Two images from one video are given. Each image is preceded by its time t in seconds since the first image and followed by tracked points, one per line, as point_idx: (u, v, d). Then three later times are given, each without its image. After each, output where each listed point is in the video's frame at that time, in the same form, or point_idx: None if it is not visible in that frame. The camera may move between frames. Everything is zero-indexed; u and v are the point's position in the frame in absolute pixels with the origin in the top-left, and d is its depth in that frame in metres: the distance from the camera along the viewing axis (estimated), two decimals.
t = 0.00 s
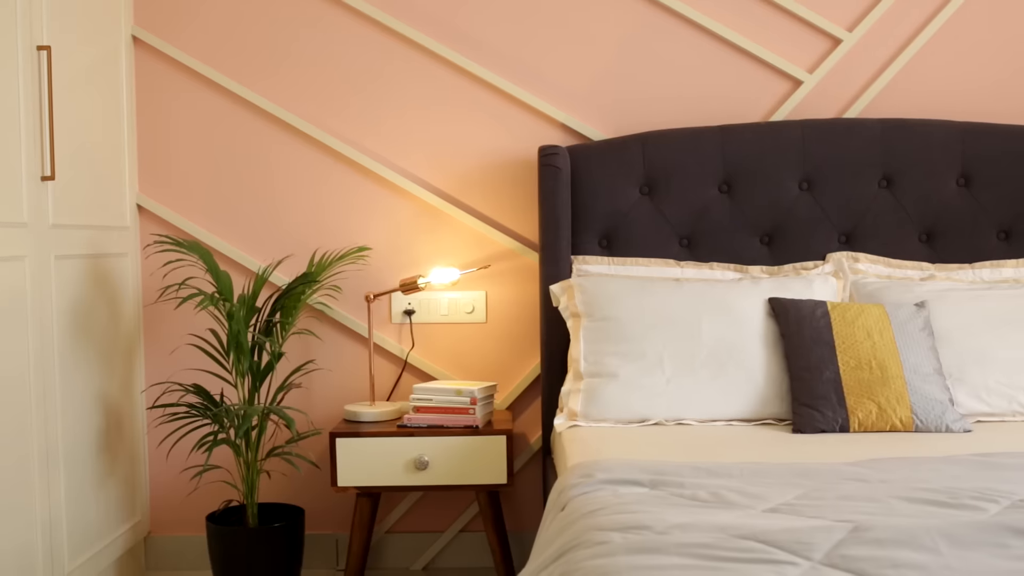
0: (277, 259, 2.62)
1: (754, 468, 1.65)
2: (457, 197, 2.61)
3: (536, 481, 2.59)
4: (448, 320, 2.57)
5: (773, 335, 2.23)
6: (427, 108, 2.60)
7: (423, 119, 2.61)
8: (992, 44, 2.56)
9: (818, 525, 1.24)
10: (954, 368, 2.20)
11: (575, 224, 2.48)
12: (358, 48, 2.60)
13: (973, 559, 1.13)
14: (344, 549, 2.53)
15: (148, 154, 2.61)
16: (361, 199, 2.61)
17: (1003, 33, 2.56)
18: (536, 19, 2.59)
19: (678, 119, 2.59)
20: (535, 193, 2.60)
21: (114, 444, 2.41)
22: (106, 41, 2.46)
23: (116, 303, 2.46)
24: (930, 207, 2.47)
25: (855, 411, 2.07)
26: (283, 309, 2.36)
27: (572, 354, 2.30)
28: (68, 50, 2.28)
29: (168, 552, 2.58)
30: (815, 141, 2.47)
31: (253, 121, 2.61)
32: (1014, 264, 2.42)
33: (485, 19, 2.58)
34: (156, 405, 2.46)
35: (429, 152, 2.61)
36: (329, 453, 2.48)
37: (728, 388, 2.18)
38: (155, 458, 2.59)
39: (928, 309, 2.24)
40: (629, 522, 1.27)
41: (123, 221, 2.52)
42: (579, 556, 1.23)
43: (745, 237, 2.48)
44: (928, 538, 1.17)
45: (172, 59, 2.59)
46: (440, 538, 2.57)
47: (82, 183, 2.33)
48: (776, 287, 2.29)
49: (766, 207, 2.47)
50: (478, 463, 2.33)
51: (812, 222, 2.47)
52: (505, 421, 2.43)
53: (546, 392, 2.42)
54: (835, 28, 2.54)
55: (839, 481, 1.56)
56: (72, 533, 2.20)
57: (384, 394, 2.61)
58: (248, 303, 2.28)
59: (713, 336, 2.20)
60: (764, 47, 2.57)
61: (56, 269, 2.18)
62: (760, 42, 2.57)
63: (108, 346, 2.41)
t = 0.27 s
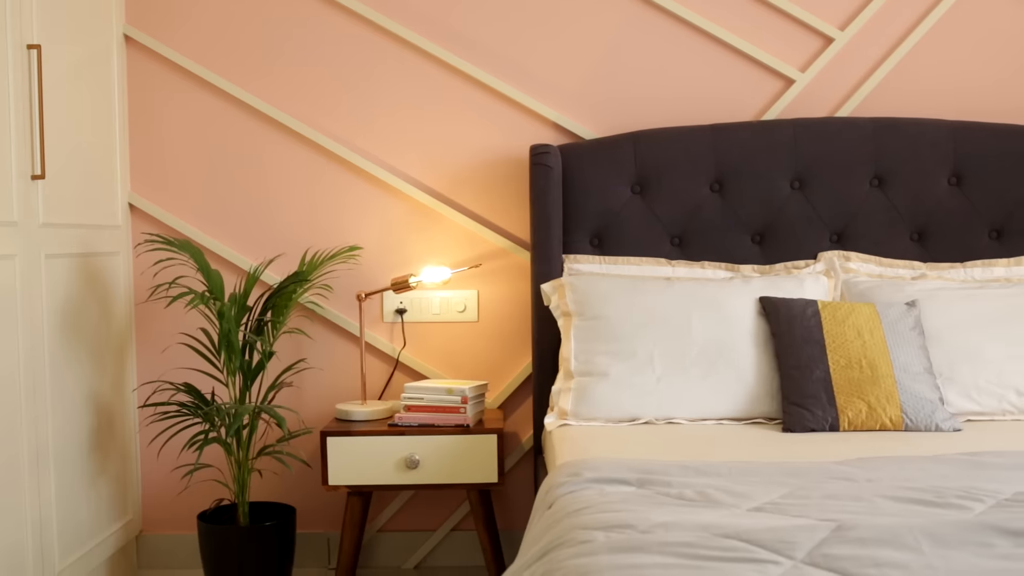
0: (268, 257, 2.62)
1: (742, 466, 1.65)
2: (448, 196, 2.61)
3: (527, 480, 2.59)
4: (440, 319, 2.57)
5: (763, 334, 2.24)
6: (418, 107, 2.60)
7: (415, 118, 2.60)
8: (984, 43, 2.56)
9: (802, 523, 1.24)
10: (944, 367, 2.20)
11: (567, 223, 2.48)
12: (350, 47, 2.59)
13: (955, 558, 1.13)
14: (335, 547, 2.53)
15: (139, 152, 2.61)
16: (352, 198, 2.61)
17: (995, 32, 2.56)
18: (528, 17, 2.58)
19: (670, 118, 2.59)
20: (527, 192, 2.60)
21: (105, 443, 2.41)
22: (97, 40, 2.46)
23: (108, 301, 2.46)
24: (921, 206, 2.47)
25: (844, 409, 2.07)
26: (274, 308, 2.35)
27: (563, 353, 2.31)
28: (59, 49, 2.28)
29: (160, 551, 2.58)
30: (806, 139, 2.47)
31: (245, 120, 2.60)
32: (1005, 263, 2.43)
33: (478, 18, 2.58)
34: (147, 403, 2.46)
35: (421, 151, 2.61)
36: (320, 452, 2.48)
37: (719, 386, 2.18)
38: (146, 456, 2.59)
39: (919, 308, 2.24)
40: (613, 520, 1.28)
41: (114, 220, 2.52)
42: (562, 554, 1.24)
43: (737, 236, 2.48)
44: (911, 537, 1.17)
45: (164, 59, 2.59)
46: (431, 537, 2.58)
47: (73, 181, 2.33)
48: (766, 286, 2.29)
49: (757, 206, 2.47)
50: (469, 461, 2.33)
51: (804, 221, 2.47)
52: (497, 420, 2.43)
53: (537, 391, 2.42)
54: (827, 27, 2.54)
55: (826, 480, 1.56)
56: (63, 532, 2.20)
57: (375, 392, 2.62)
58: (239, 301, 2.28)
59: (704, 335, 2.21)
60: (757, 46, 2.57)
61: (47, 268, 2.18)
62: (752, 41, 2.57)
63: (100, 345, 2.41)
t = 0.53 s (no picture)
0: (260, 256, 2.62)
1: (728, 466, 1.65)
2: (440, 194, 2.61)
3: (518, 479, 2.60)
4: (431, 317, 2.57)
5: (753, 333, 2.24)
6: (410, 106, 2.60)
7: (407, 117, 2.60)
8: (976, 42, 2.56)
9: (783, 522, 1.24)
10: (934, 366, 2.20)
11: (558, 222, 2.48)
12: (342, 46, 2.59)
13: (935, 558, 1.13)
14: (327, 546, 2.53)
15: (131, 151, 2.61)
16: (344, 197, 2.61)
17: (988, 31, 2.56)
18: (519, 16, 2.58)
19: (661, 117, 2.59)
20: (518, 191, 2.60)
21: (96, 442, 2.41)
22: (88, 39, 2.46)
23: (99, 300, 2.46)
24: (912, 205, 2.47)
25: (834, 408, 2.07)
26: (265, 306, 2.35)
27: (553, 352, 2.30)
28: (48, 47, 2.28)
29: (152, 549, 2.58)
30: (798, 138, 2.47)
31: (236, 119, 2.60)
32: (996, 262, 2.43)
33: (469, 17, 2.58)
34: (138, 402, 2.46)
35: (412, 150, 2.61)
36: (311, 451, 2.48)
37: (708, 385, 2.18)
38: (138, 455, 2.59)
39: (909, 307, 2.24)
40: (595, 519, 1.28)
41: (106, 219, 2.52)
42: (543, 553, 1.24)
43: (728, 235, 2.48)
44: (891, 536, 1.17)
45: (155, 58, 2.59)
46: (422, 536, 2.58)
47: (63, 180, 2.33)
48: (757, 285, 2.29)
49: (748, 205, 2.47)
50: (459, 460, 2.33)
51: (795, 220, 2.46)
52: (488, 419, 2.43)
53: (527, 390, 2.42)
54: (819, 26, 2.54)
55: (812, 479, 1.56)
56: (53, 531, 2.20)
57: (367, 391, 2.62)
58: (229, 300, 2.28)
59: (694, 333, 2.21)
60: (748, 45, 2.57)
61: (37, 267, 2.18)
62: (743, 39, 2.57)
63: (91, 344, 2.41)
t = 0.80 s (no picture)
0: (250, 255, 2.62)
1: (713, 465, 1.65)
2: (430, 194, 2.61)
3: (508, 478, 2.60)
4: (422, 317, 2.58)
5: (743, 332, 2.24)
6: (401, 106, 2.60)
7: (398, 117, 2.60)
8: (968, 41, 2.55)
9: (762, 522, 1.24)
10: (923, 365, 2.20)
11: (549, 221, 2.48)
12: (333, 45, 2.59)
13: (912, 557, 1.12)
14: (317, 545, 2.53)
15: (121, 151, 2.61)
16: (335, 196, 2.61)
17: (979, 30, 2.55)
18: (511, 16, 2.58)
19: (652, 116, 2.59)
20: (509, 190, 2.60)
21: (87, 441, 2.42)
22: (79, 38, 2.46)
23: (90, 299, 2.46)
24: (903, 204, 2.47)
25: (822, 407, 2.07)
26: (255, 305, 2.36)
27: (543, 351, 2.30)
28: (38, 47, 2.28)
29: (143, 548, 2.58)
30: (789, 138, 2.47)
31: (227, 119, 2.60)
32: (987, 261, 2.43)
33: (460, 16, 2.58)
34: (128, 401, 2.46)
35: (403, 149, 2.61)
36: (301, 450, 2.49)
37: (698, 384, 2.18)
38: (128, 454, 2.59)
39: (898, 306, 2.24)
40: (574, 519, 1.28)
41: (97, 218, 2.52)
42: (522, 552, 1.23)
43: (718, 234, 2.47)
44: (869, 535, 1.17)
45: (146, 57, 2.59)
46: (413, 536, 2.58)
47: (53, 179, 2.33)
48: (747, 284, 2.29)
49: (739, 204, 2.47)
50: (449, 459, 2.33)
51: (785, 219, 2.46)
52: (478, 418, 2.43)
53: (518, 389, 2.42)
54: (810, 25, 2.54)
55: (797, 479, 1.56)
56: (42, 531, 2.20)
57: (357, 390, 2.62)
58: (219, 299, 2.29)
59: (683, 332, 2.21)
60: (740, 44, 2.56)
61: (25, 267, 2.18)
62: (735, 39, 2.57)
63: (81, 342, 2.41)
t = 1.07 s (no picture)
0: (240, 254, 2.62)
1: (697, 464, 1.65)
2: (420, 193, 2.61)
3: (497, 478, 2.60)
4: (412, 316, 2.58)
5: (731, 332, 2.24)
6: (391, 106, 2.60)
7: (388, 116, 2.60)
8: (958, 41, 2.55)
9: (740, 521, 1.24)
10: (911, 365, 2.20)
11: (538, 220, 2.48)
12: (324, 45, 2.59)
13: (888, 557, 1.12)
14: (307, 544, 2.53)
15: (111, 150, 2.61)
16: (326, 195, 2.61)
17: (969, 29, 2.55)
18: (500, 15, 2.58)
19: (642, 116, 2.59)
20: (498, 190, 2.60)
21: (76, 440, 2.42)
22: (68, 37, 2.46)
23: (79, 299, 2.46)
24: (892, 203, 2.46)
25: (809, 407, 2.07)
26: (244, 305, 2.36)
27: (531, 350, 2.30)
28: (26, 46, 2.28)
29: (132, 548, 2.58)
30: (778, 137, 2.47)
31: (216, 118, 2.61)
32: (976, 261, 2.43)
33: (450, 16, 2.58)
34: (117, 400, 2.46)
35: (393, 149, 2.61)
36: (290, 449, 2.49)
37: (685, 383, 2.18)
38: (117, 454, 2.60)
39: (887, 306, 2.24)
40: (552, 518, 1.28)
41: (87, 217, 2.53)
42: (499, 550, 1.24)
43: (708, 234, 2.47)
44: (845, 535, 1.17)
45: (136, 57, 2.59)
46: (403, 535, 2.58)
47: (42, 178, 2.33)
48: (735, 283, 2.29)
49: (728, 204, 2.47)
50: (437, 459, 2.33)
51: (774, 218, 2.46)
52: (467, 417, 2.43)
53: (507, 388, 2.42)
54: (800, 25, 2.54)
55: (779, 478, 1.56)
56: (30, 530, 2.20)
57: (347, 390, 2.62)
58: (208, 298, 2.29)
59: (671, 331, 2.21)
60: (730, 44, 2.56)
61: (14, 266, 2.18)
62: (725, 38, 2.57)
63: (71, 342, 2.41)
